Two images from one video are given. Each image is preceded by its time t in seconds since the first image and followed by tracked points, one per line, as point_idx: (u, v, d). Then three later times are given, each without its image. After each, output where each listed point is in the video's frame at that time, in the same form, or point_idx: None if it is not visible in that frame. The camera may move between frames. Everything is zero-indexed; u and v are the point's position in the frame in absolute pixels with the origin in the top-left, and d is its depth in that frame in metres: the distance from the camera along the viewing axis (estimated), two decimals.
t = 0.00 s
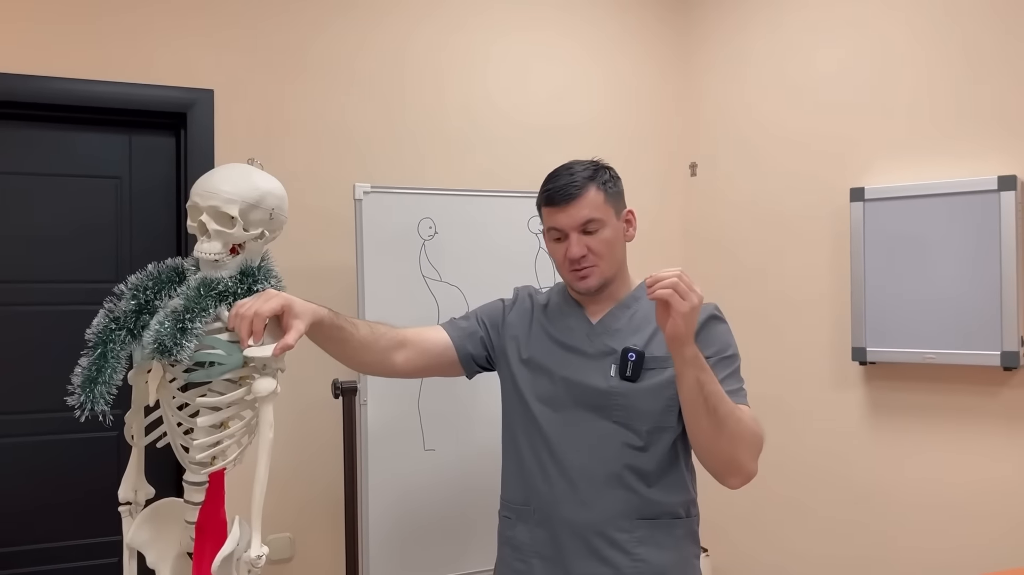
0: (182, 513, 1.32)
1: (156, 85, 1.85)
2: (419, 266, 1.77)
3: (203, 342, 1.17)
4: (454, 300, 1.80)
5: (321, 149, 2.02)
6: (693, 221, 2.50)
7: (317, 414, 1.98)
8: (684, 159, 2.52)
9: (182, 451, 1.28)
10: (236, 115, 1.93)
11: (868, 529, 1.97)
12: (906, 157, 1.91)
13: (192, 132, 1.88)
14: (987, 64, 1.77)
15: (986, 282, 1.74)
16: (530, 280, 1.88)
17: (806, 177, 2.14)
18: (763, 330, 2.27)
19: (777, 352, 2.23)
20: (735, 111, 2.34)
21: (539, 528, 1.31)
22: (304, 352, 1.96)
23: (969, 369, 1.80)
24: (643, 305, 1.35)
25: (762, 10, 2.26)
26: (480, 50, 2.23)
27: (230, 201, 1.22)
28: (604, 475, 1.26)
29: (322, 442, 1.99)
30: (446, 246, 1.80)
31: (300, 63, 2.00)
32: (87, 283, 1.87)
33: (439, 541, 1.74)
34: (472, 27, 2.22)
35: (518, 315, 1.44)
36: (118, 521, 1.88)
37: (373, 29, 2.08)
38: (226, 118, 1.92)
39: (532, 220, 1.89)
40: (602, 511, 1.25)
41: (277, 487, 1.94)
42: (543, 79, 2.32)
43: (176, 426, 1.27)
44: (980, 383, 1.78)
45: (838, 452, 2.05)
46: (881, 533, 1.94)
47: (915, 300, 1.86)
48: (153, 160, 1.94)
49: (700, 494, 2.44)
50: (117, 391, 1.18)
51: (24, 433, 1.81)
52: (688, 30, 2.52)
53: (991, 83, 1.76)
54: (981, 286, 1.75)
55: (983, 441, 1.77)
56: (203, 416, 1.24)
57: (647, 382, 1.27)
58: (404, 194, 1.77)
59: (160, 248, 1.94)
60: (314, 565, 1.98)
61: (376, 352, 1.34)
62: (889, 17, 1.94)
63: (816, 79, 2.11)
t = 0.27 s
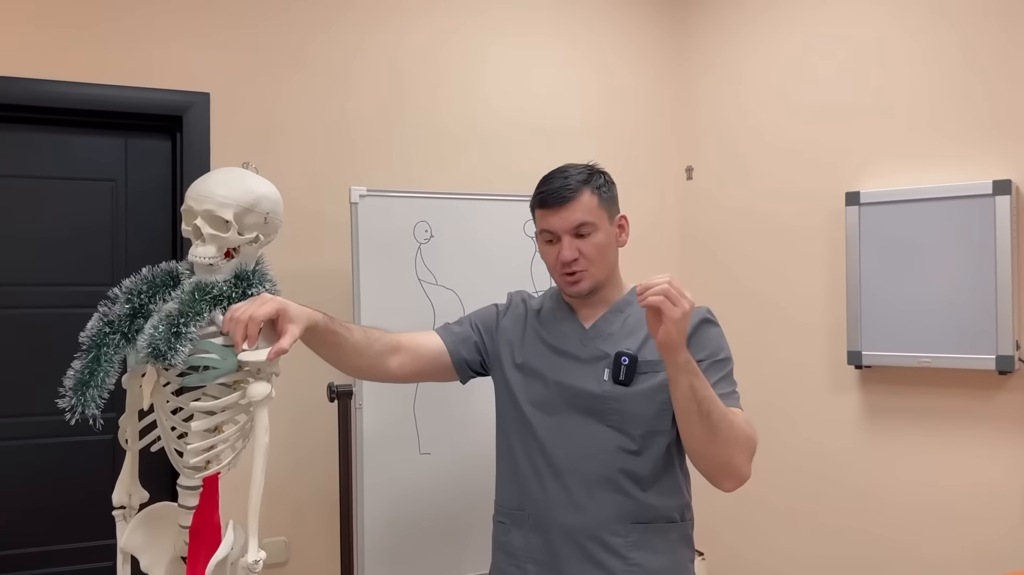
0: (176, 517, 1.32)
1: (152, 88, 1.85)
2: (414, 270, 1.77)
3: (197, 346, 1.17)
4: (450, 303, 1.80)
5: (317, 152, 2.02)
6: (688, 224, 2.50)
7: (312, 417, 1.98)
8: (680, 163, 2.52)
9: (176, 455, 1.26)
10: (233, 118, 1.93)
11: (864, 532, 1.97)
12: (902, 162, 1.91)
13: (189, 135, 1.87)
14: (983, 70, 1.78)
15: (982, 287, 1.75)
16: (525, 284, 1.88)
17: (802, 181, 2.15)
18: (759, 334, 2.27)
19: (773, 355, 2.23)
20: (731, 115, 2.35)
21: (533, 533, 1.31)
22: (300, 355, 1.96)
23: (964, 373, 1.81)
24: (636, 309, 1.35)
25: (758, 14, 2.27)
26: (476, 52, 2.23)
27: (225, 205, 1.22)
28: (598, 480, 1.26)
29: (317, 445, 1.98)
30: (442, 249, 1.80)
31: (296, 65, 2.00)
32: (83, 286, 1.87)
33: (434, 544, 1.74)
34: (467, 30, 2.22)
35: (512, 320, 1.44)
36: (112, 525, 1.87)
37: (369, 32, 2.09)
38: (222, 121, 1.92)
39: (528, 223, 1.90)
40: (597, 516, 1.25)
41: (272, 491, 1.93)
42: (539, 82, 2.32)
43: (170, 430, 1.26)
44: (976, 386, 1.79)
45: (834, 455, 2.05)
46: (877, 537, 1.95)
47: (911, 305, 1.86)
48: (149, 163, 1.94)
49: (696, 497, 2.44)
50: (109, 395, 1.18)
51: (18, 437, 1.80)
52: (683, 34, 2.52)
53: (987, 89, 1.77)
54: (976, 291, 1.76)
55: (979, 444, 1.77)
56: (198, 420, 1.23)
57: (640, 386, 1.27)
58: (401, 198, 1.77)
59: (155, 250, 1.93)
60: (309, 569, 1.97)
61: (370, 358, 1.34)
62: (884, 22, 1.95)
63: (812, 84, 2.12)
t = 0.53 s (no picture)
0: (174, 520, 1.32)
1: (151, 90, 1.85)
2: (413, 271, 1.77)
3: (194, 347, 1.17)
4: (449, 304, 1.80)
5: (316, 153, 2.02)
6: (688, 226, 2.50)
7: (311, 419, 1.97)
8: (679, 164, 2.52)
9: (173, 456, 1.26)
10: (232, 119, 1.93)
11: (864, 534, 1.97)
12: (902, 164, 1.91)
13: (187, 136, 1.87)
14: (982, 72, 1.78)
15: (981, 289, 1.75)
16: (524, 286, 1.88)
17: (801, 183, 2.14)
18: (758, 335, 2.27)
19: (773, 357, 2.23)
20: (730, 117, 2.35)
21: (531, 536, 1.30)
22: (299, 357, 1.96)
23: (964, 375, 1.80)
24: (631, 311, 1.36)
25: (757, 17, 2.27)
26: (476, 54, 2.23)
27: (221, 205, 1.22)
28: (596, 482, 1.25)
29: (316, 447, 1.98)
30: (441, 251, 1.80)
31: (296, 67, 2.00)
32: (82, 287, 1.87)
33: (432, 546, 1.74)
34: (467, 31, 2.22)
35: (506, 322, 1.44)
36: (110, 526, 1.87)
37: (369, 33, 2.09)
38: (221, 123, 1.92)
39: (527, 225, 1.89)
40: (595, 518, 1.25)
41: (271, 492, 1.93)
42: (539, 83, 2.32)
43: (168, 431, 1.26)
44: (976, 388, 1.78)
45: (834, 458, 2.04)
46: (877, 539, 1.94)
47: (910, 307, 1.86)
48: (148, 165, 1.94)
49: (695, 499, 2.44)
50: (108, 397, 1.18)
51: (17, 438, 1.80)
52: (682, 36, 2.52)
53: (986, 91, 1.77)
54: (975, 293, 1.76)
55: (979, 446, 1.77)
56: (195, 421, 1.23)
57: (636, 388, 1.28)
58: (400, 199, 1.77)
59: (155, 251, 1.93)
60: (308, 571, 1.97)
61: (365, 361, 1.34)
62: (884, 23, 1.95)
63: (811, 86, 2.11)
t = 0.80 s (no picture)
0: (175, 523, 1.32)
1: (153, 93, 1.86)
2: (414, 274, 1.77)
3: (195, 350, 1.17)
4: (450, 307, 1.80)
5: (317, 156, 2.02)
6: (689, 228, 2.50)
7: (311, 422, 1.97)
8: (680, 167, 2.52)
9: (174, 459, 1.26)
10: (234, 122, 1.94)
11: (864, 537, 1.97)
12: (902, 167, 1.92)
13: (189, 139, 1.88)
14: (982, 75, 1.78)
15: (981, 292, 1.75)
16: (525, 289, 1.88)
17: (802, 186, 2.15)
18: (759, 338, 2.27)
19: (773, 360, 2.23)
20: (731, 120, 2.35)
21: (530, 538, 1.29)
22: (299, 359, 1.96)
23: (965, 378, 1.80)
24: (630, 313, 1.36)
25: (758, 20, 2.27)
26: (477, 57, 2.24)
27: (222, 208, 1.22)
28: (596, 485, 1.25)
29: (316, 451, 1.98)
30: (442, 253, 1.80)
31: (298, 70, 2.01)
32: (83, 289, 1.87)
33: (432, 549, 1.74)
34: (468, 34, 2.22)
35: (505, 325, 1.44)
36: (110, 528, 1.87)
37: (371, 37, 2.09)
38: (223, 126, 1.93)
39: (528, 228, 1.90)
40: (595, 521, 1.25)
41: (271, 495, 1.93)
42: (540, 86, 2.33)
43: (169, 435, 1.26)
44: (976, 391, 1.78)
45: (834, 461, 2.04)
46: (878, 542, 1.94)
47: (910, 310, 1.86)
48: (149, 167, 1.94)
49: (696, 501, 2.43)
50: (108, 400, 1.18)
51: (18, 440, 1.80)
52: (683, 39, 2.52)
53: (986, 95, 1.77)
54: (975, 296, 1.76)
55: (979, 449, 1.77)
56: (196, 424, 1.23)
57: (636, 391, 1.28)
58: (401, 202, 1.77)
59: (157, 254, 1.94)
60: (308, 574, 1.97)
61: (362, 364, 1.34)
62: (885, 27, 1.95)
63: (812, 89, 2.12)
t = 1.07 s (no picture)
0: (179, 524, 1.32)
1: (156, 96, 1.87)
2: (416, 277, 1.77)
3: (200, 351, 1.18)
4: (452, 311, 1.80)
5: (320, 159, 2.03)
6: (690, 231, 2.50)
7: (313, 425, 1.98)
8: (682, 170, 2.52)
9: (178, 460, 1.26)
10: (237, 126, 1.94)
11: (866, 540, 1.97)
12: (903, 170, 1.92)
13: (192, 142, 1.89)
14: (983, 79, 1.79)
15: (983, 295, 1.75)
16: (527, 293, 1.88)
17: (803, 189, 2.15)
18: (760, 341, 2.27)
19: (775, 363, 2.23)
20: (733, 123, 2.35)
21: (528, 540, 1.29)
22: (301, 361, 1.96)
23: (966, 382, 1.80)
24: (631, 315, 1.37)
25: (760, 24, 2.28)
26: (479, 60, 2.24)
27: (223, 209, 1.24)
28: (595, 486, 1.25)
29: (318, 454, 1.98)
30: (444, 256, 1.81)
31: (300, 74, 2.01)
32: (86, 292, 1.88)
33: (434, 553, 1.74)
34: (470, 38, 2.23)
35: (505, 326, 1.44)
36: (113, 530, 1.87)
37: (373, 40, 2.10)
38: (226, 129, 1.93)
39: (530, 231, 1.90)
40: (594, 522, 1.25)
41: (273, 497, 1.93)
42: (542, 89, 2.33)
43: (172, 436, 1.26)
44: (977, 394, 1.79)
45: (835, 464, 2.04)
46: (879, 545, 1.94)
47: (912, 313, 1.86)
48: (152, 170, 1.95)
49: (697, 504, 2.43)
50: (112, 404, 1.18)
51: (21, 442, 1.80)
52: (685, 43, 2.53)
53: (986, 98, 1.78)
54: (976, 299, 1.76)
55: (981, 453, 1.77)
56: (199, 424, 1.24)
57: (637, 391, 1.28)
58: (403, 205, 1.78)
59: (159, 256, 1.94)
60: None
61: (362, 367, 1.34)
62: (885, 30, 1.96)
63: (813, 92, 2.13)
